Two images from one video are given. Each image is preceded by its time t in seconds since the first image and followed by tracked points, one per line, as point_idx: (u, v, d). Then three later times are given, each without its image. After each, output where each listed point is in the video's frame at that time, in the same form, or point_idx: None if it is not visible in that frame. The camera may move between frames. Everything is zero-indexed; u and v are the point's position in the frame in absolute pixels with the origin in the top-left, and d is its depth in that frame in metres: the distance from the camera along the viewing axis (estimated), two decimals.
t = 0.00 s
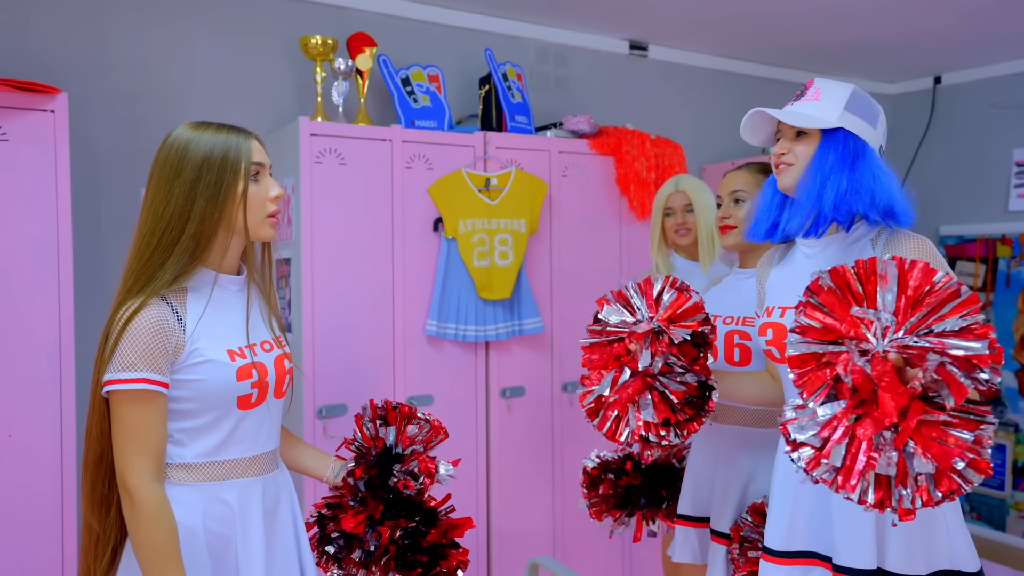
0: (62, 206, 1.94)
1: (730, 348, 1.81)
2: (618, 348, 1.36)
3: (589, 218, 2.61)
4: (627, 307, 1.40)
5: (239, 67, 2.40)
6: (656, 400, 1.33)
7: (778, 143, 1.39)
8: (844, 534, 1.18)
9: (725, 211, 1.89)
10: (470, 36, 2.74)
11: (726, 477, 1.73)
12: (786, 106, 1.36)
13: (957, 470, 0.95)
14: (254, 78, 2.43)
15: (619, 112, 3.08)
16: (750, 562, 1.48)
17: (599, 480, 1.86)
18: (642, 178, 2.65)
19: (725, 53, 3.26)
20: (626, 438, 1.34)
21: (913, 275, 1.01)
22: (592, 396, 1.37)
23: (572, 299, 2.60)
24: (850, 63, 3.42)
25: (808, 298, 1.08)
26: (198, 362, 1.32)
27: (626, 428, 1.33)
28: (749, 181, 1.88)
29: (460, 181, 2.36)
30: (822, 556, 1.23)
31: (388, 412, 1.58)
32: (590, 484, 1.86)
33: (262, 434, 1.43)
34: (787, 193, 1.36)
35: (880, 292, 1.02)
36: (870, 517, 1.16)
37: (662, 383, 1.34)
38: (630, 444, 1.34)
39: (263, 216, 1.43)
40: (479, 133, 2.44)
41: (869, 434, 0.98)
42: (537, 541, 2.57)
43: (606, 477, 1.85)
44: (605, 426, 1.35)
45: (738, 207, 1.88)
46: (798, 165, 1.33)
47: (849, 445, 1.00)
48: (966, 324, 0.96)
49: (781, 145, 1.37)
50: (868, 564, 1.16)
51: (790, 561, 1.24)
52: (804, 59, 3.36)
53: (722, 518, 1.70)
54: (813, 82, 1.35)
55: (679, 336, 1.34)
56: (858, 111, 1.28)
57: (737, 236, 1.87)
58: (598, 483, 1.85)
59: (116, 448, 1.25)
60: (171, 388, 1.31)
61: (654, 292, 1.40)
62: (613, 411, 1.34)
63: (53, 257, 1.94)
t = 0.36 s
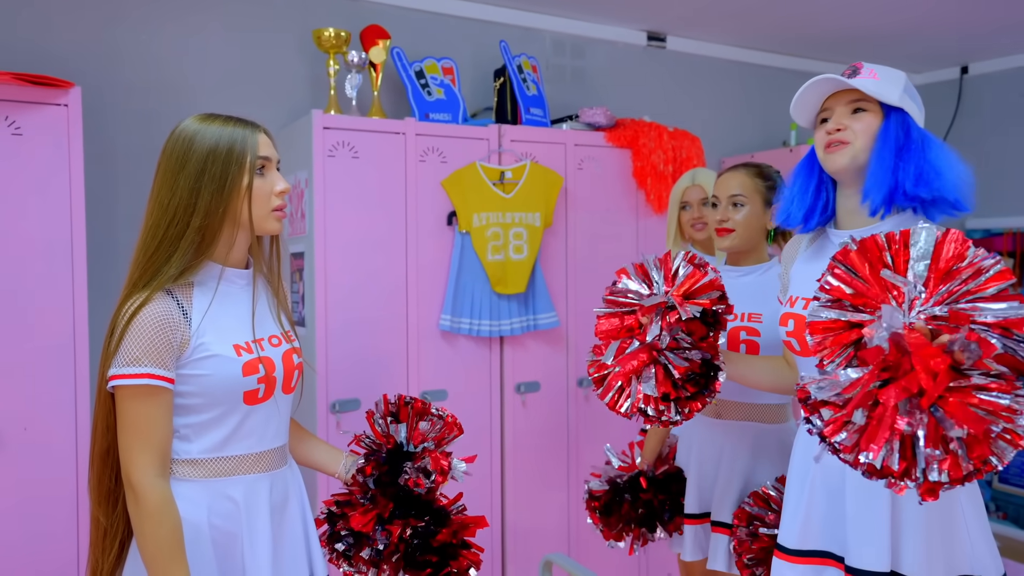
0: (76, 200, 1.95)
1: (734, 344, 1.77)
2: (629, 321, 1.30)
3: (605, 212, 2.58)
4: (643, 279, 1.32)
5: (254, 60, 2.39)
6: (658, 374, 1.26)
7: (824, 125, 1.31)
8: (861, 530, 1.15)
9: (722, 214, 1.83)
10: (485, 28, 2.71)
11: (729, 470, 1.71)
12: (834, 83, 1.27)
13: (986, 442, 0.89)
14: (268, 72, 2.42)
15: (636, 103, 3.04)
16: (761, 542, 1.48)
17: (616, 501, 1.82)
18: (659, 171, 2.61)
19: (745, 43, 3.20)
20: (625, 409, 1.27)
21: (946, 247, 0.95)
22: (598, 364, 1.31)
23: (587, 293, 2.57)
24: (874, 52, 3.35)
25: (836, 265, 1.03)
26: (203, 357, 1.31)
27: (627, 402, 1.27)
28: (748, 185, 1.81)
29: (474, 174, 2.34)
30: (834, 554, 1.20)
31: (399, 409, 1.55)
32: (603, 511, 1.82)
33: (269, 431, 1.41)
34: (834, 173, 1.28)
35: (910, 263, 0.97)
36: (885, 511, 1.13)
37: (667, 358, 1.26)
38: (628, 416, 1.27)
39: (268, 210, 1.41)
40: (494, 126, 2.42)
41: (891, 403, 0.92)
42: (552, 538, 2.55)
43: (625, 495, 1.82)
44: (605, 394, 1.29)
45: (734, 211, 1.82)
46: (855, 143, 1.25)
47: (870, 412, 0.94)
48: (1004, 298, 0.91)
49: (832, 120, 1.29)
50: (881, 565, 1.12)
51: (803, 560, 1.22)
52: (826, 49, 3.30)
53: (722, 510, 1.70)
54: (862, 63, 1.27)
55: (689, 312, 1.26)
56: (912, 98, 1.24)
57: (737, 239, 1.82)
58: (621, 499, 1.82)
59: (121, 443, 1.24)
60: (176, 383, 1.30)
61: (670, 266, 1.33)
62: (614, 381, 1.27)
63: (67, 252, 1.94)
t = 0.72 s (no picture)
0: (77, 195, 1.94)
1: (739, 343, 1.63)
2: (681, 308, 1.13)
3: (612, 207, 2.55)
4: (682, 261, 1.18)
5: (258, 53, 2.37)
6: (724, 366, 1.11)
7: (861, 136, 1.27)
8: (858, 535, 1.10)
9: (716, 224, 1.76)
10: (493, 21, 2.68)
11: (732, 470, 1.66)
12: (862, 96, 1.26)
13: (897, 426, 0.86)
14: (273, 65, 2.40)
15: (646, 97, 2.99)
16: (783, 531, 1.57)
17: (642, 521, 1.67)
18: (668, 166, 2.57)
19: (757, 36, 3.15)
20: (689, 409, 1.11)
21: (921, 236, 0.87)
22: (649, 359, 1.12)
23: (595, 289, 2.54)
24: (889, 45, 3.29)
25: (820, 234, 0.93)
26: (190, 354, 1.30)
27: (688, 400, 1.11)
28: (733, 190, 1.76)
29: (480, 169, 2.30)
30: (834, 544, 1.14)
31: (399, 407, 1.52)
32: (623, 536, 1.67)
33: (259, 429, 1.40)
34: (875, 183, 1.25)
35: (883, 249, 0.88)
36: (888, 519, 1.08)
37: (730, 347, 1.12)
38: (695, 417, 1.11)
39: (254, 204, 1.38)
40: (499, 120, 2.39)
41: (809, 368, 0.87)
42: (557, 537, 2.52)
43: (650, 520, 1.67)
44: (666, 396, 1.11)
45: (727, 218, 1.76)
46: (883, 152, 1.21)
47: (781, 373, 0.89)
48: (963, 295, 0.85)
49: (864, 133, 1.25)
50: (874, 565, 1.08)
51: (807, 549, 1.14)
52: (840, 42, 3.25)
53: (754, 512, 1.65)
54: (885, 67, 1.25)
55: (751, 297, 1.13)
56: (940, 80, 1.15)
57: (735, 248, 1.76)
58: (652, 523, 1.67)
59: (106, 441, 1.23)
60: (163, 380, 1.28)
61: (720, 248, 1.19)
62: (673, 376, 1.11)
63: (67, 247, 1.93)
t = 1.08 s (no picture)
0: (99, 177, 1.95)
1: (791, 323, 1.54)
2: (789, 320, 1.21)
3: (640, 186, 2.48)
4: (784, 259, 1.25)
5: (281, 32, 2.35)
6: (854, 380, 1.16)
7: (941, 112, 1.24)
8: (924, 526, 1.05)
9: (749, 199, 1.70)
10: None
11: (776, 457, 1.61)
12: (943, 71, 1.25)
13: (996, 446, 0.93)
14: (296, 44, 2.38)
15: (678, 73, 2.92)
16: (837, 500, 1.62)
17: (707, 511, 1.56)
18: (698, 144, 2.50)
19: (792, 9, 3.06)
20: (820, 426, 1.18)
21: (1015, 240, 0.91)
22: (762, 374, 1.24)
23: (623, 271, 2.48)
24: (933, 16, 3.16)
25: (906, 255, 1.00)
26: (198, 331, 1.28)
27: (819, 414, 1.18)
28: (765, 164, 1.70)
29: (504, 149, 2.26)
30: (896, 522, 1.12)
31: (414, 390, 1.50)
32: (690, 532, 1.56)
33: (269, 410, 1.38)
34: (961, 165, 1.21)
35: (979, 252, 0.94)
36: (956, 514, 1.03)
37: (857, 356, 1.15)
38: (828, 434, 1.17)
39: (257, 183, 1.35)
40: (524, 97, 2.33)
41: (920, 383, 0.94)
42: (585, 523, 2.48)
43: (721, 514, 1.56)
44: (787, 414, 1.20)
45: (761, 193, 1.70)
46: (972, 131, 1.17)
47: (896, 389, 0.97)
48: None
49: (946, 114, 1.22)
50: (941, 546, 1.03)
51: (869, 527, 1.12)
52: (880, 14, 3.13)
53: (812, 500, 1.58)
54: (969, 38, 1.23)
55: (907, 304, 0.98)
56: None
57: (770, 224, 1.69)
58: (722, 516, 1.56)
59: (114, 420, 1.23)
60: (172, 358, 1.27)
61: (826, 248, 1.22)
62: (794, 391, 1.20)
63: (90, 229, 1.95)
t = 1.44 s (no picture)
0: (149, 149, 1.83)
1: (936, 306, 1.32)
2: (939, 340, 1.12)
3: (733, 156, 2.23)
4: (913, 272, 1.17)
5: None
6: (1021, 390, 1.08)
7: None
8: None
9: (885, 155, 1.46)
10: None
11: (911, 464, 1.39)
12: None
13: None
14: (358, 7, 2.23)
15: (773, 32, 2.64)
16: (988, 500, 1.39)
17: (843, 526, 1.41)
18: (799, 108, 2.21)
19: None
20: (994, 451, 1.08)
21: None
22: (914, 401, 1.12)
23: (712, 251, 2.24)
24: None
25: None
26: (241, 307, 1.13)
27: (991, 442, 1.08)
28: (902, 115, 1.47)
29: (580, 116, 2.05)
30: None
31: (472, 377, 1.31)
32: (827, 551, 1.41)
33: (319, 398, 1.22)
34: None
35: None
36: None
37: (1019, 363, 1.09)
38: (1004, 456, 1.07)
39: (297, 150, 1.17)
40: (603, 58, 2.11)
41: None
42: (667, 526, 2.27)
43: (868, 530, 1.40)
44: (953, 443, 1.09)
45: (898, 147, 1.46)
46: None
47: None
48: None
49: None
50: None
51: None
52: None
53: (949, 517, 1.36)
54: None
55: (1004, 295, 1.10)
56: None
57: (910, 182, 1.45)
58: (869, 534, 1.39)
59: (150, 401, 1.10)
60: (213, 337, 1.13)
61: (956, 244, 1.14)
62: (957, 416, 1.09)
63: (140, 204, 1.84)
